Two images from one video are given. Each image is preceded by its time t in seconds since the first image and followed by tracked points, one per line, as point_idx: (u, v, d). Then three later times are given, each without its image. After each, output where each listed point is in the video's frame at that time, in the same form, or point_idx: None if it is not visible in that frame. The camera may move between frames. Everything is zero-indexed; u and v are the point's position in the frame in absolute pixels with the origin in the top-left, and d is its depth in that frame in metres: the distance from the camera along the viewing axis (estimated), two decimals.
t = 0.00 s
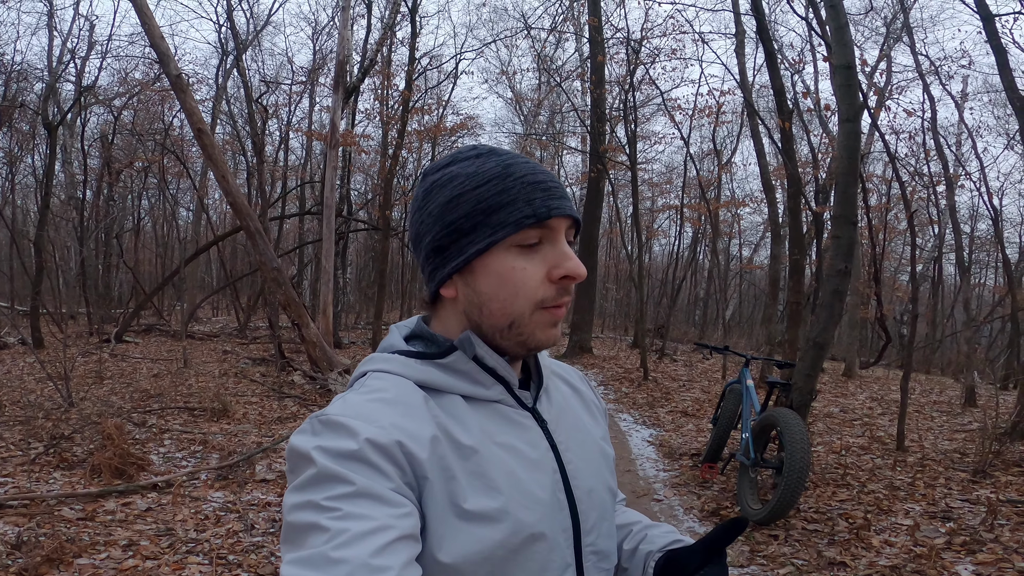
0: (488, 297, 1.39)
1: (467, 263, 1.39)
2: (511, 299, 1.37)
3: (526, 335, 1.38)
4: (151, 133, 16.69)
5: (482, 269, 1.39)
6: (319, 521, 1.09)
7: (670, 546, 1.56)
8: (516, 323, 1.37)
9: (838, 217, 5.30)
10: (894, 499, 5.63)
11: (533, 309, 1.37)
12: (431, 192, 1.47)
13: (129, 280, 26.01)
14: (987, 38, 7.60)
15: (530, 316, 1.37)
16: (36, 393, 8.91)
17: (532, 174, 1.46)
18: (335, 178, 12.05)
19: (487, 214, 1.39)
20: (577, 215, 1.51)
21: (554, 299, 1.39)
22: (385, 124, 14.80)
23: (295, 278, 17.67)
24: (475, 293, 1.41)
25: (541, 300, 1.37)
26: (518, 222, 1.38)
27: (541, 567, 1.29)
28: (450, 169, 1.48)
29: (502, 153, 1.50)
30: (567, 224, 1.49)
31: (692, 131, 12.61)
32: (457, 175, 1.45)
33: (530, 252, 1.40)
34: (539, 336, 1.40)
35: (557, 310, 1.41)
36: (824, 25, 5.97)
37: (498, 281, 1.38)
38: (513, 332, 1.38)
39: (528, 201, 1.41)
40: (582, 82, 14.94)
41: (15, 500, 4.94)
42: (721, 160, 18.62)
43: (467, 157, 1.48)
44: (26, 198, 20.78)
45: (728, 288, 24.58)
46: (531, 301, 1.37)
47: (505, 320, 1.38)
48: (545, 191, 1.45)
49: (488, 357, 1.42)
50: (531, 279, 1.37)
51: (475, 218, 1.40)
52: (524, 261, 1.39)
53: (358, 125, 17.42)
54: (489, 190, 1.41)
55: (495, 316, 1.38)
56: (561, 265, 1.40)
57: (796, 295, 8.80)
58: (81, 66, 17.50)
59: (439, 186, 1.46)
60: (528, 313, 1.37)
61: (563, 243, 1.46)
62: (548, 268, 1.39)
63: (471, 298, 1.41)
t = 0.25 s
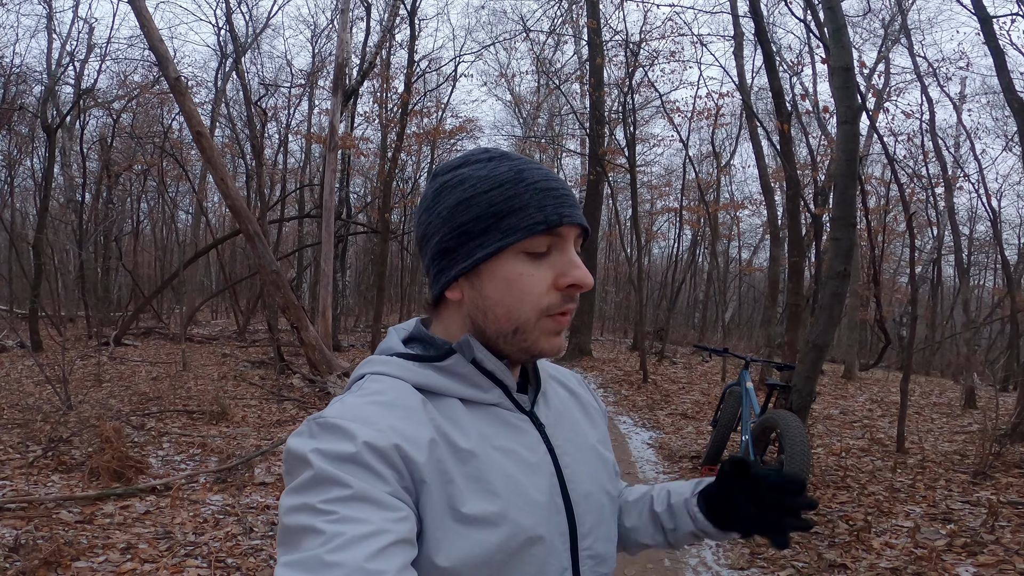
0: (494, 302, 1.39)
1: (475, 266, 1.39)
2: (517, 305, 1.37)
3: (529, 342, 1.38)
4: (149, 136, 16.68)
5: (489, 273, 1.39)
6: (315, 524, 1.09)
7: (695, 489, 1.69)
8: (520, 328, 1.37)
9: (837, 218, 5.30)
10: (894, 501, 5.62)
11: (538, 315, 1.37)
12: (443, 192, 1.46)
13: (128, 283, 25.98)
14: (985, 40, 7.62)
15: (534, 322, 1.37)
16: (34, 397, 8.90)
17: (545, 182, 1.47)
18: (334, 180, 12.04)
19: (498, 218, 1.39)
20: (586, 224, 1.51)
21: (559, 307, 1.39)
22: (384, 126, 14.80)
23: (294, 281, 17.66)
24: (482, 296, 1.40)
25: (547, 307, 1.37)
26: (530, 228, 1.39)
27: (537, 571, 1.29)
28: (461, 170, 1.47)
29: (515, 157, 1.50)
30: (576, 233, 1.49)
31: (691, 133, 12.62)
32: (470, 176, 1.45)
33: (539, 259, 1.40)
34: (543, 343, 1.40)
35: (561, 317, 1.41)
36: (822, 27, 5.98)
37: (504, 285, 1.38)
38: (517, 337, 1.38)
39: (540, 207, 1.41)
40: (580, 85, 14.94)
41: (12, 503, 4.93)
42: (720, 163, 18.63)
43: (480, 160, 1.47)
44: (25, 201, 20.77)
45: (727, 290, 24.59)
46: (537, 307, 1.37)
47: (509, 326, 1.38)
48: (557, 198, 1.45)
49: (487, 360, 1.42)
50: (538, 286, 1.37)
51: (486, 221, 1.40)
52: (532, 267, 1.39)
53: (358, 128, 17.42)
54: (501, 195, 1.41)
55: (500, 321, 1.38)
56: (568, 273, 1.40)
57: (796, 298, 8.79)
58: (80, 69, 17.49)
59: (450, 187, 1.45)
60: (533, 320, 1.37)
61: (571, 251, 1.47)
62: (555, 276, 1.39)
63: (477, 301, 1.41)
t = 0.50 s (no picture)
0: (509, 306, 1.38)
1: (494, 267, 1.38)
2: (531, 312, 1.37)
3: (536, 348, 1.38)
4: (146, 138, 16.65)
5: (507, 276, 1.38)
6: (311, 522, 1.09)
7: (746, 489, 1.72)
8: (530, 335, 1.38)
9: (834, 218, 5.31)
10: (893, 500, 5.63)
11: (550, 325, 1.38)
12: (468, 184, 1.44)
13: (125, 285, 25.92)
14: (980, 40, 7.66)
15: (544, 331, 1.38)
16: (31, 399, 8.88)
17: (576, 191, 1.46)
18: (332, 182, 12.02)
19: (525, 223, 1.38)
20: (609, 240, 1.52)
21: (571, 319, 1.40)
22: (381, 128, 14.78)
23: (292, 283, 17.63)
24: (496, 298, 1.40)
25: (559, 317, 1.38)
26: (556, 237, 1.38)
27: (534, 569, 1.29)
28: (490, 166, 1.45)
29: (546, 162, 1.49)
30: (598, 247, 1.50)
31: (688, 134, 12.64)
32: (500, 174, 1.43)
33: (559, 270, 1.40)
34: (550, 351, 1.40)
35: (570, 328, 1.42)
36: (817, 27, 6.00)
37: (522, 291, 1.38)
38: (525, 343, 1.38)
39: (570, 219, 1.42)
40: (578, 86, 14.94)
41: (10, 505, 4.92)
42: (717, 163, 18.64)
43: (511, 159, 1.46)
44: (22, 203, 20.72)
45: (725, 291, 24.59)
46: (550, 317, 1.37)
47: (520, 332, 1.38)
48: (585, 211, 1.45)
49: (487, 359, 1.42)
50: (556, 296, 1.37)
51: (512, 224, 1.39)
52: (552, 276, 1.39)
53: (355, 129, 17.41)
54: (531, 200, 1.40)
55: (510, 327, 1.38)
56: (587, 287, 1.40)
57: (793, 297, 8.81)
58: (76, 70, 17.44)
59: (478, 181, 1.43)
60: (544, 329, 1.38)
61: (592, 264, 1.47)
62: (573, 288, 1.39)
63: (491, 302, 1.40)
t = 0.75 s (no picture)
0: (513, 284, 1.39)
1: (499, 245, 1.38)
2: (534, 291, 1.38)
3: (538, 327, 1.40)
4: (143, 137, 16.62)
5: (512, 255, 1.39)
6: (315, 494, 1.09)
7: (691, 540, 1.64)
8: (532, 314, 1.39)
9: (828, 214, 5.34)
10: (888, 495, 5.65)
11: (551, 305, 1.39)
12: (477, 160, 1.41)
13: (121, 285, 25.85)
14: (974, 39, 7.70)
15: (546, 311, 1.40)
16: (27, 396, 8.85)
17: (584, 173, 1.46)
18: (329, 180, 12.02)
19: (532, 204, 1.38)
20: (613, 222, 1.53)
21: (572, 299, 1.42)
22: (378, 127, 14.78)
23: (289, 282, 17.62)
24: (499, 277, 1.40)
25: (561, 298, 1.40)
26: (562, 219, 1.38)
27: (536, 542, 1.30)
28: (500, 144, 1.42)
29: (555, 142, 1.47)
30: (603, 229, 1.50)
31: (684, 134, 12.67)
32: (511, 152, 1.41)
33: (564, 249, 1.40)
34: (551, 330, 1.43)
35: (572, 308, 1.44)
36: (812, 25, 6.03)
37: (526, 270, 1.38)
38: (527, 322, 1.40)
39: (577, 202, 1.41)
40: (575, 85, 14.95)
41: (6, 501, 4.90)
42: (714, 163, 18.68)
43: (522, 138, 1.44)
44: (17, 202, 20.65)
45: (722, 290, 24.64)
46: (553, 296, 1.39)
47: (522, 310, 1.39)
48: (592, 194, 1.45)
49: (488, 336, 1.43)
50: (559, 276, 1.39)
51: (519, 204, 1.38)
52: (556, 257, 1.39)
53: (352, 128, 17.42)
54: (539, 180, 1.40)
55: (514, 305, 1.40)
56: (590, 268, 1.41)
57: (789, 295, 8.83)
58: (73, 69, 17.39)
59: (486, 159, 1.41)
60: (547, 308, 1.39)
61: (595, 246, 1.47)
62: (577, 268, 1.41)
63: (495, 280, 1.41)
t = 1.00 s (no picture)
0: (506, 288, 1.39)
1: (491, 250, 1.38)
2: (527, 294, 1.38)
3: (532, 330, 1.40)
4: (137, 138, 16.55)
5: (505, 258, 1.39)
6: (310, 503, 1.09)
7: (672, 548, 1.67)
8: (526, 318, 1.39)
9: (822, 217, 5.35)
10: (881, 496, 5.67)
11: (545, 307, 1.39)
12: (468, 165, 1.42)
13: (115, 287, 25.73)
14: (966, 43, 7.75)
15: (540, 314, 1.40)
16: (20, 399, 8.79)
17: (574, 176, 1.47)
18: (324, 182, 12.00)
19: (523, 207, 1.39)
20: (604, 224, 1.53)
21: (566, 301, 1.42)
22: (374, 128, 14.76)
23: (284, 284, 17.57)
24: (493, 280, 1.40)
25: (555, 300, 1.40)
26: (554, 221, 1.39)
27: (532, 547, 1.30)
28: (490, 149, 1.43)
29: (544, 145, 1.48)
30: (594, 231, 1.50)
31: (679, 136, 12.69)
32: (501, 155, 1.42)
33: (555, 251, 1.41)
34: (545, 334, 1.43)
35: (566, 311, 1.44)
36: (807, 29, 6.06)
37: (519, 274, 1.38)
38: (522, 326, 1.40)
39: (568, 203, 1.42)
40: (570, 87, 14.97)
41: None
42: (709, 165, 18.73)
43: (512, 142, 1.45)
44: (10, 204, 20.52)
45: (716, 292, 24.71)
46: (546, 299, 1.39)
47: (517, 314, 1.39)
48: (582, 195, 1.46)
49: (482, 341, 1.42)
50: (553, 278, 1.39)
51: (511, 207, 1.39)
52: (548, 260, 1.40)
53: (347, 130, 17.39)
54: (530, 183, 1.40)
55: (508, 309, 1.40)
56: (582, 269, 1.42)
57: (783, 297, 8.86)
58: (67, 70, 17.32)
59: (476, 165, 1.42)
60: (541, 311, 1.40)
61: (587, 248, 1.48)
62: (570, 270, 1.41)
63: (489, 284, 1.41)
